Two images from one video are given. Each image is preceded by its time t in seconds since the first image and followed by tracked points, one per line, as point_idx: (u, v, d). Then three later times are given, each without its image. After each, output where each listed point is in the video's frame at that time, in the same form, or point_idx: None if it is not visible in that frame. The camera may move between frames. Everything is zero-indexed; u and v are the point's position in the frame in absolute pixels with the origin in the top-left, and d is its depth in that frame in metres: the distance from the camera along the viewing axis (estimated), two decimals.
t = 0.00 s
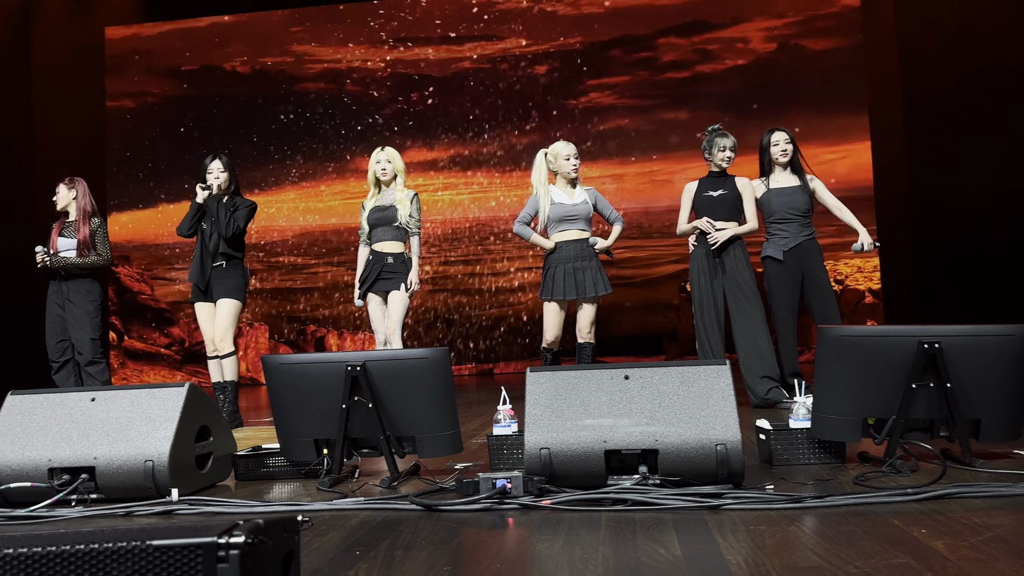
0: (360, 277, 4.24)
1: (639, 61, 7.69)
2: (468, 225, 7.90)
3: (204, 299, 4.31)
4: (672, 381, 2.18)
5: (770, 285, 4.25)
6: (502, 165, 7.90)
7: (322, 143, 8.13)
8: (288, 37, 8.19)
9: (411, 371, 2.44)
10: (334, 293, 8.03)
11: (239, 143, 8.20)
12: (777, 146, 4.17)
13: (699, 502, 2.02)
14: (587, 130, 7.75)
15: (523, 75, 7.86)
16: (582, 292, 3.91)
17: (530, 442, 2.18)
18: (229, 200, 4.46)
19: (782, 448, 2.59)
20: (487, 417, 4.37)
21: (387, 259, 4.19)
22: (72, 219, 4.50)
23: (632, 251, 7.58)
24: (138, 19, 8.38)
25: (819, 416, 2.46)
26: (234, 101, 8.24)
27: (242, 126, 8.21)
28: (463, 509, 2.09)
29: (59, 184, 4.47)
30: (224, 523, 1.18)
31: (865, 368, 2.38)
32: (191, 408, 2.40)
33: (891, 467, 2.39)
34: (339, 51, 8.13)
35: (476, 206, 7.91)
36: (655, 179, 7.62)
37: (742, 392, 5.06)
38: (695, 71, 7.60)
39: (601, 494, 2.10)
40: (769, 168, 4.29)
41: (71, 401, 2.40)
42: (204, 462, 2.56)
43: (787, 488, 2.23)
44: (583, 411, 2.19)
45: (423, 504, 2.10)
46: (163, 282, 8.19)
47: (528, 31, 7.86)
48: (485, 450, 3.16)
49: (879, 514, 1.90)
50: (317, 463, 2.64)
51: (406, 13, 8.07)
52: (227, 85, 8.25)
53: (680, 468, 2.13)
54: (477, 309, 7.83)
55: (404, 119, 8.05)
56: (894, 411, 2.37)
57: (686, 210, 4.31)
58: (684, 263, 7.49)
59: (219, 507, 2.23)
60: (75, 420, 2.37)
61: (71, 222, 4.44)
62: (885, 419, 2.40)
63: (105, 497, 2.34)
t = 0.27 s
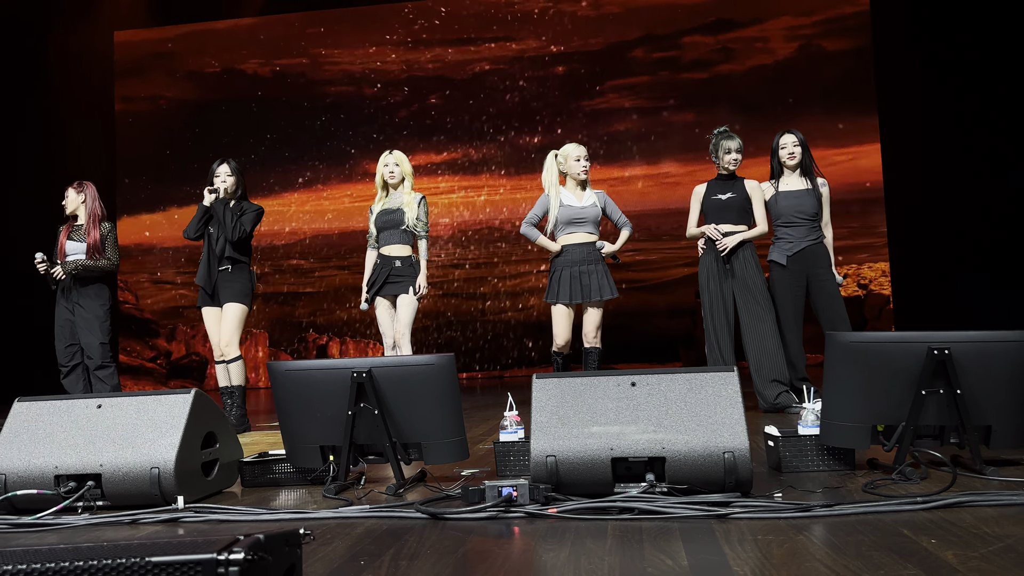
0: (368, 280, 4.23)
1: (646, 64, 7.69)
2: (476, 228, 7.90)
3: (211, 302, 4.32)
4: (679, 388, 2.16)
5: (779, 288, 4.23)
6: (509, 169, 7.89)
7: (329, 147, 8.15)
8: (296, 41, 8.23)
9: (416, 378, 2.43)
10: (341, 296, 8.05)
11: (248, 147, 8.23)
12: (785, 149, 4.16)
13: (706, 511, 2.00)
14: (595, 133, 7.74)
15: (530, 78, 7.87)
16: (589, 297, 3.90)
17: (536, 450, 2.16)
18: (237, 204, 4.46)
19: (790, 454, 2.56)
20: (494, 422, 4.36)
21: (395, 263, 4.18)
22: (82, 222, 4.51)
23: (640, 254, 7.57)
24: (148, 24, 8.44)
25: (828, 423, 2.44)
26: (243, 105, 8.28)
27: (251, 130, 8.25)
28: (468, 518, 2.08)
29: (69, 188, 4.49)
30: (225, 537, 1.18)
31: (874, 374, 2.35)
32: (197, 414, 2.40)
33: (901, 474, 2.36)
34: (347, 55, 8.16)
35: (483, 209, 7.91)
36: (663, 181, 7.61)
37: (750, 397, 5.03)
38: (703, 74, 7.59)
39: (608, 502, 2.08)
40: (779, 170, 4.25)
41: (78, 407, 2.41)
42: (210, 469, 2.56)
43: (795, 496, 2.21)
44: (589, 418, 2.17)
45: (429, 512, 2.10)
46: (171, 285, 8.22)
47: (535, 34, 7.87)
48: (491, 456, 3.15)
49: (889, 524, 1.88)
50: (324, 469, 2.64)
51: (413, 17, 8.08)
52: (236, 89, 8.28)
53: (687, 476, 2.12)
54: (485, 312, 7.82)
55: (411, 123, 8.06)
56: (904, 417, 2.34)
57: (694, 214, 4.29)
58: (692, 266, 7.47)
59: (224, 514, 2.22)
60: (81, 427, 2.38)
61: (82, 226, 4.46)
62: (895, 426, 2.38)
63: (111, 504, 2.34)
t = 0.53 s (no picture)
0: (379, 284, 4.25)
1: (656, 67, 7.69)
2: (486, 231, 7.91)
3: (222, 305, 4.35)
4: (689, 392, 2.17)
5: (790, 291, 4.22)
6: (519, 172, 7.91)
7: (341, 151, 8.19)
8: (308, 46, 8.27)
9: (427, 381, 2.44)
10: (353, 298, 8.08)
11: (260, 150, 8.28)
12: (794, 151, 4.17)
13: (717, 514, 2.00)
14: (605, 136, 7.75)
15: (541, 82, 7.88)
16: (595, 301, 3.88)
17: (546, 453, 2.17)
18: (248, 207, 4.49)
19: (801, 458, 2.56)
20: (504, 425, 4.37)
21: (406, 267, 4.19)
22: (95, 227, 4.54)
23: (650, 257, 7.56)
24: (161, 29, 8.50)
25: (838, 427, 2.43)
26: (255, 109, 8.33)
27: (263, 134, 8.30)
28: (479, 520, 2.09)
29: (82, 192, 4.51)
30: (240, 538, 1.19)
31: (886, 378, 2.35)
32: (209, 417, 2.42)
33: (912, 478, 2.35)
34: (359, 59, 8.20)
35: (493, 212, 7.93)
36: (673, 184, 7.60)
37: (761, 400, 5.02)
38: (713, 76, 7.59)
39: (618, 505, 2.09)
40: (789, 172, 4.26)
41: (92, 410, 2.43)
42: (222, 471, 2.58)
43: (807, 500, 2.20)
44: (600, 422, 2.18)
45: (439, 515, 2.10)
46: (184, 288, 8.27)
47: (546, 37, 7.88)
48: (501, 459, 3.16)
49: (901, 528, 1.87)
50: (335, 471, 2.65)
51: (424, 20, 8.11)
52: (248, 93, 8.34)
53: (697, 480, 2.12)
54: (495, 315, 7.83)
55: (422, 126, 8.09)
56: (915, 421, 2.34)
57: (705, 215, 4.28)
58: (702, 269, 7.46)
59: (237, 516, 2.24)
60: (96, 428, 2.40)
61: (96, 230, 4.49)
62: (906, 430, 2.37)
63: (125, 506, 2.36)
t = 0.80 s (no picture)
0: (389, 285, 4.26)
1: (665, 69, 7.67)
2: (495, 234, 7.93)
3: (231, 307, 4.37)
4: (698, 392, 2.17)
5: (800, 293, 4.21)
6: (529, 174, 7.91)
7: (351, 154, 8.22)
8: (319, 49, 8.30)
9: (436, 381, 2.45)
10: (363, 300, 8.11)
11: (270, 153, 8.33)
12: (802, 156, 4.14)
13: (725, 514, 2.00)
14: (614, 139, 7.75)
15: (551, 84, 7.88)
16: (596, 302, 3.88)
17: (555, 452, 2.17)
18: (259, 211, 4.52)
19: (811, 459, 2.55)
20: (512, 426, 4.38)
21: (416, 268, 4.21)
22: (107, 228, 4.55)
23: (659, 260, 7.56)
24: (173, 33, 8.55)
25: (848, 427, 2.43)
26: (266, 112, 8.37)
27: (273, 137, 8.34)
28: (488, 519, 2.10)
29: (94, 193, 4.50)
30: (249, 531, 1.20)
31: (896, 379, 2.34)
32: (220, 416, 2.43)
33: (922, 479, 2.34)
34: (369, 63, 8.22)
35: (503, 215, 7.94)
36: (682, 187, 7.59)
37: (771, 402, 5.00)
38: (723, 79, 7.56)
39: (627, 505, 2.09)
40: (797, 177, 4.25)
41: (104, 409, 2.45)
42: (233, 470, 2.60)
43: (816, 501, 2.20)
44: (608, 421, 2.18)
45: (448, 514, 2.11)
46: (195, 290, 8.32)
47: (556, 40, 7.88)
48: (511, 459, 3.17)
49: (910, 528, 1.86)
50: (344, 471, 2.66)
51: (435, 23, 8.13)
52: (259, 96, 8.38)
53: (706, 479, 2.12)
54: (504, 317, 7.84)
55: (432, 129, 8.12)
56: (926, 422, 2.33)
57: (713, 218, 4.29)
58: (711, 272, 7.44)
59: (247, 515, 2.25)
60: (107, 427, 2.42)
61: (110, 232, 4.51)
62: (916, 431, 2.36)
63: (136, 504, 2.38)
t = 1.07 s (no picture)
0: (392, 289, 4.25)
1: (670, 72, 7.65)
2: (500, 236, 7.92)
3: (235, 310, 4.37)
4: (704, 399, 2.15)
5: (806, 298, 4.19)
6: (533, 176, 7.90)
7: (356, 156, 8.22)
8: (324, 52, 8.30)
9: (440, 387, 2.44)
10: (368, 303, 8.11)
11: (275, 155, 8.33)
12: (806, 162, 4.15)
13: (732, 522, 1.99)
14: (619, 141, 7.73)
15: (556, 87, 7.87)
16: (585, 306, 3.87)
17: (560, 460, 2.16)
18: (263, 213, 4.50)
19: (817, 466, 2.54)
20: (516, 430, 4.36)
21: (420, 272, 4.20)
22: (110, 231, 4.56)
23: (664, 262, 7.54)
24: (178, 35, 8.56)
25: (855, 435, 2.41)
26: (271, 115, 8.38)
27: (278, 139, 8.34)
28: (493, 527, 2.09)
29: (99, 197, 4.53)
30: (254, 544, 1.19)
31: (903, 386, 2.32)
32: (223, 422, 2.42)
33: (930, 487, 2.33)
34: (374, 65, 8.22)
35: (507, 217, 7.94)
36: (687, 190, 7.57)
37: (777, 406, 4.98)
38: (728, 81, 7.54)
39: (633, 513, 2.07)
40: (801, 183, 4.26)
41: (107, 414, 2.45)
42: (237, 476, 2.59)
43: (823, 509, 2.18)
44: (614, 429, 2.17)
45: (453, 521, 2.10)
46: (199, 292, 8.32)
47: (561, 42, 7.87)
48: (515, 465, 3.15)
49: (919, 538, 1.85)
50: (348, 477, 2.65)
51: (440, 26, 8.13)
52: (264, 99, 8.39)
53: (712, 487, 2.10)
54: (509, 320, 7.83)
55: (437, 132, 8.11)
56: (933, 429, 2.31)
57: (721, 222, 4.26)
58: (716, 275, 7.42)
59: (251, 521, 2.24)
60: (111, 433, 2.41)
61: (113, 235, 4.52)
62: (924, 438, 2.35)
63: (139, 510, 2.37)
